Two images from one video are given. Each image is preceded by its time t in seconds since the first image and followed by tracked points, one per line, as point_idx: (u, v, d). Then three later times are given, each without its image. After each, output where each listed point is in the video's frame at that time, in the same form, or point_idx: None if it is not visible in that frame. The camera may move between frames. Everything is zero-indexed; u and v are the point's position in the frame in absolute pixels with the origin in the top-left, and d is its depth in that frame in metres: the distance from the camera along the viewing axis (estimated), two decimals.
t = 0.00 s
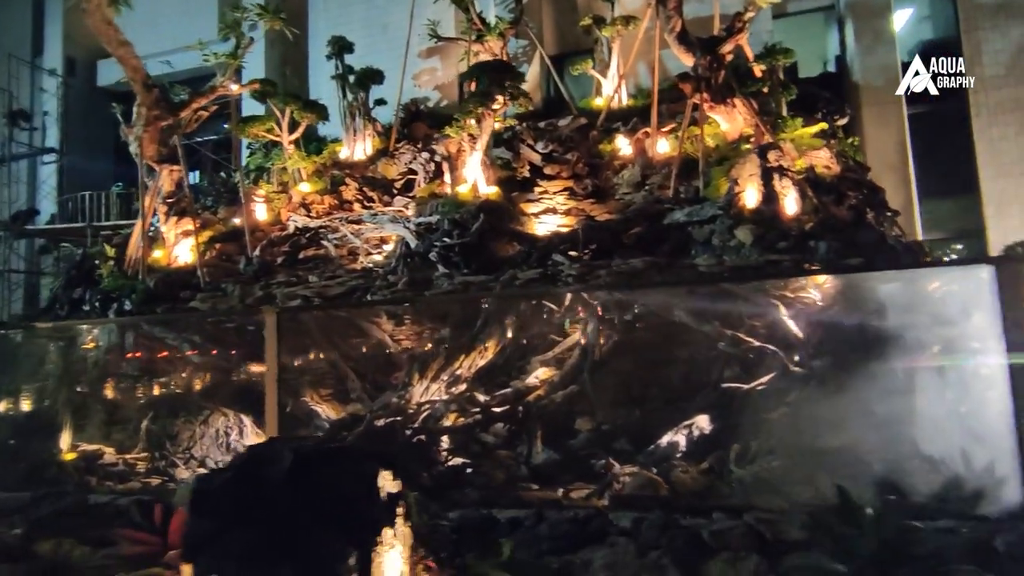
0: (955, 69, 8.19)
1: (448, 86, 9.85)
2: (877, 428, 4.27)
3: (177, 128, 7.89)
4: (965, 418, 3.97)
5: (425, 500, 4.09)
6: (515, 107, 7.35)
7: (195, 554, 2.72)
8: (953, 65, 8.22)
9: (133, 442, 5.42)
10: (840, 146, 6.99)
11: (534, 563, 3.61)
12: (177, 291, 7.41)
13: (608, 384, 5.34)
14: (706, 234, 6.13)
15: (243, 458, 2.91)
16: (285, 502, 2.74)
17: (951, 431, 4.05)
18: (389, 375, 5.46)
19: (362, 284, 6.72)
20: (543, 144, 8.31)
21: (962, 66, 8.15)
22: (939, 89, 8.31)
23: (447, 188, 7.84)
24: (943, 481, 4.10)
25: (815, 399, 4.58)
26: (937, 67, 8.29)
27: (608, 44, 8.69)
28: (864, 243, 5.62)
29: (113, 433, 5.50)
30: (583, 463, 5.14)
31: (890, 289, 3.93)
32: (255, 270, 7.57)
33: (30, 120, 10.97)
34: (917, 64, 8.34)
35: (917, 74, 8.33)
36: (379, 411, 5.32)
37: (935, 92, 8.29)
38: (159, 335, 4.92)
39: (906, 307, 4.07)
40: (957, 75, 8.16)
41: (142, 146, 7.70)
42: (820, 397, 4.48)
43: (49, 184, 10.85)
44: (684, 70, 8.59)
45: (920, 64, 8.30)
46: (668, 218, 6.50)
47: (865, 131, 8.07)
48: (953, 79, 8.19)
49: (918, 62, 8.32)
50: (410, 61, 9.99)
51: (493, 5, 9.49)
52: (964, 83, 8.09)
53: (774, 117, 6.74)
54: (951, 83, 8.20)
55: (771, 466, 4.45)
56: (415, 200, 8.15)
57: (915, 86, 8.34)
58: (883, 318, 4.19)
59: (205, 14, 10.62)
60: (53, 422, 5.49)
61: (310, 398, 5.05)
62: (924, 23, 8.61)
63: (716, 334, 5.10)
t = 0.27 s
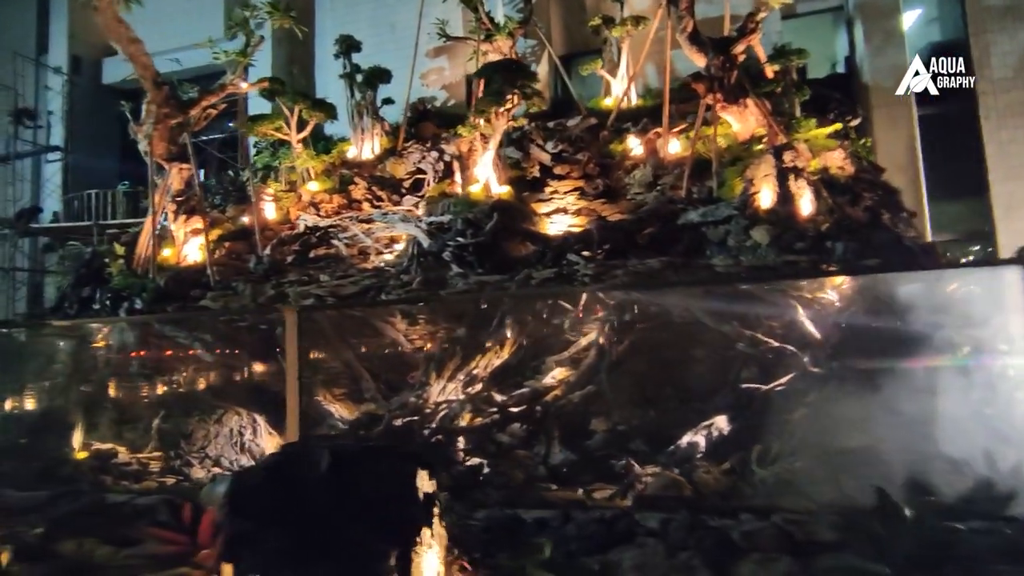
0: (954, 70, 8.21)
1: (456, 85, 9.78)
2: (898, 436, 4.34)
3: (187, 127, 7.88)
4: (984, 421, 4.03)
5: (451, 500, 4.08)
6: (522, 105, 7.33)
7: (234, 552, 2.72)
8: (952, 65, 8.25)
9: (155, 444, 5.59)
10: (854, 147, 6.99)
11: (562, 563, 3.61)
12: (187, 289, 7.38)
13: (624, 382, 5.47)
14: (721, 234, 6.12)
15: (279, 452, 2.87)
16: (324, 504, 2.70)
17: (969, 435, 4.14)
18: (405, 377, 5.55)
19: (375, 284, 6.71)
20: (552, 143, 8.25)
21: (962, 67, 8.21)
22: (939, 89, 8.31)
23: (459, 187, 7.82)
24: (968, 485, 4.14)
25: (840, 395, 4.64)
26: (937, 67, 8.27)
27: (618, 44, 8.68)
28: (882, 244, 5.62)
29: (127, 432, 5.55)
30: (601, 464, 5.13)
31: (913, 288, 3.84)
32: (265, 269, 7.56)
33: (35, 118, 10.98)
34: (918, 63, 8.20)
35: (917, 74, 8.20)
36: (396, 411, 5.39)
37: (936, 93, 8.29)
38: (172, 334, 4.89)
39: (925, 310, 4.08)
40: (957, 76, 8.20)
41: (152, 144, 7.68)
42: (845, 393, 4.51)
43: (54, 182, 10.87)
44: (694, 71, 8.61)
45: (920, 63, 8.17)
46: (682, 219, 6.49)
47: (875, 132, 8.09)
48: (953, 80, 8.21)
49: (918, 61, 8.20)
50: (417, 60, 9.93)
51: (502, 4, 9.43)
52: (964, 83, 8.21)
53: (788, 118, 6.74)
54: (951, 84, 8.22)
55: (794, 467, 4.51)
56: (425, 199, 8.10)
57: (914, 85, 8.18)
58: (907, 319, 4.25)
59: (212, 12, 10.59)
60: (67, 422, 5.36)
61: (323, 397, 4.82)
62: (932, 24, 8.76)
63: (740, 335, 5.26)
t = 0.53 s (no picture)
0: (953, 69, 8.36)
1: (465, 87, 9.69)
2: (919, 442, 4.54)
3: (198, 126, 7.93)
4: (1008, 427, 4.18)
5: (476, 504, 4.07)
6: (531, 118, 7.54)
7: (271, 557, 2.71)
8: (952, 65, 8.37)
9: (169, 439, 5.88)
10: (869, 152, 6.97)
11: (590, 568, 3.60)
12: (198, 290, 7.38)
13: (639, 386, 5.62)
14: (737, 238, 6.14)
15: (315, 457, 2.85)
16: (362, 510, 2.71)
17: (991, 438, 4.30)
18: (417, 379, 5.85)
19: (387, 286, 6.67)
20: (563, 146, 8.15)
21: (962, 67, 8.34)
22: (939, 89, 8.42)
23: (470, 189, 7.74)
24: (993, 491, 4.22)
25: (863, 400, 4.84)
26: (937, 67, 8.39)
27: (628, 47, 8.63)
28: (901, 251, 5.65)
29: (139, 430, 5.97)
30: (622, 469, 5.14)
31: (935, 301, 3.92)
32: (275, 270, 7.53)
33: (42, 117, 11.04)
34: (918, 64, 8.08)
35: (917, 74, 8.06)
36: (413, 415, 5.36)
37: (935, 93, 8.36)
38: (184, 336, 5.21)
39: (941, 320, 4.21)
40: (957, 76, 8.35)
41: (164, 144, 7.74)
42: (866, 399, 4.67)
43: (59, 181, 10.93)
44: (705, 74, 8.56)
45: (920, 63, 8.05)
46: (697, 223, 6.48)
47: (887, 138, 8.07)
48: (953, 79, 8.37)
49: (918, 62, 8.06)
50: (426, 61, 9.87)
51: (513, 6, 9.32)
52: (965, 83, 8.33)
53: (803, 122, 6.70)
54: (951, 83, 8.34)
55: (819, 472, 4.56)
56: (435, 202, 8.07)
57: (915, 86, 8.06)
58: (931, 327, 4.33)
59: (221, 11, 10.55)
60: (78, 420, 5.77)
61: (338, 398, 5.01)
62: (940, 29, 8.67)
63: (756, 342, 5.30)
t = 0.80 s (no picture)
0: (953, 70, 8.51)
1: (470, 87, 9.67)
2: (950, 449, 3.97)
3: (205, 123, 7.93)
4: None
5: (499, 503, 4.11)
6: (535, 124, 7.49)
7: (307, 560, 2.71)
8: (952, 65, 8.53)
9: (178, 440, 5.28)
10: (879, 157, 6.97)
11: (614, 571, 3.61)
12: (204, 287, 7.36)
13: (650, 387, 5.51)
14: (748, 241, 6.18)
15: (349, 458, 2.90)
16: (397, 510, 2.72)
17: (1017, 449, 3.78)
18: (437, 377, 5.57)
19: (397, 285, 6.64)
20: (571, 147, 8.11)
21: (962, 67, 8.49)
22: (939, 89, 8.58)
23: (479, 190, 7.77)
24: (1023, 500, 3.85)
25: (879, 403, 4.19)
26: (937, 67, 8.58)
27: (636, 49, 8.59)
28: (914, 256, 5.73)
29: (144, 430, 5.27)
30: (638, 471, 5.18)
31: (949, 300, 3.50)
32: (282, 268, 7.50)
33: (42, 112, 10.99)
34: (918, 64, 8.14)
35: (917, 74, 8.12)
36: (426, 415, 5.28)
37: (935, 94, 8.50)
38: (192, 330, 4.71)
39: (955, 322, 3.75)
40: (957, 76, 8.49)
41: (170, 140, 7.73)
42: (885, 402, 4.15)
43: (59, 176, 10.88)
44: (715, 77, 8.55)
45: (921, 64, 8.13)
46: (708, 225, 6.51)
47: (896, 143, 8.13)
48: (953, 79, 8.52)
49: (919, 63, 8.13)
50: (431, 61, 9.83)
51: (521, 7, 9.26)
52: (965, 83, 8.50)
53: (813, 127, 6.78)
54: (951, 83, 8.50)
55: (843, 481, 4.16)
56: (443, 202, 8.05)
57: (915, 86, 8.12)
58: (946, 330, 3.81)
59: (227, 8, 10.52)
60: (85, 416, 5.07)
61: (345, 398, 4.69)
62: (945, 36, 8.74)
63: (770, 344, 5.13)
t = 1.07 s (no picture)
0: (953, 70, 8.60)
1: (471, 86, 9.66)
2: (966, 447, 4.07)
3: (206, 119, 7.90)
4: None
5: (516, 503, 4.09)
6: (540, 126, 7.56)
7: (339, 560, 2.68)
8: (952, 65, 8.62)
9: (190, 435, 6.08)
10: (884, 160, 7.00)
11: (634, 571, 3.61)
12: (206, 285, 7.32)
13: (661, 387, 5.48)
14: (755, 243, 6.24)
15: (376, 456, 2.87)
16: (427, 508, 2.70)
17: None
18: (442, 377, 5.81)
19: (403, 284, 6.64)
20: (573, 147, 8.04)
21: (961, 67, 8.58)
22: (939, 89, 8.65)
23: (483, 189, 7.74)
24: None
25: (889, 402, 4.67)
26: (937, 67, 8.66)
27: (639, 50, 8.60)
28: (920, 259, 5.80)
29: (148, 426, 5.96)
30: (649, 471, 5.18)
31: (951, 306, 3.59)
32: (285, 266, 7.46)
33: (36, 106, 10.81)
34: (918, 64, 8.25)
35: (917, 74, 8.23)
36: (436, 415, 5.42)
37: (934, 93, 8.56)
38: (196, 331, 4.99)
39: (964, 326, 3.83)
40: (956, 76, 8.59)
41: (171, 136, 7.74)
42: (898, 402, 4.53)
43: (53, 172, 10.75)
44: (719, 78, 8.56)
45: (920, 64, 8.24)
46: (714, 226, 6.53)
47: (896, 147, 8.20)
48: (953, 79, 8.61)
49: (919, 63, 8.24)
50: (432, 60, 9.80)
51: (523, 7, 9.25)
52: (965, 83, 8.57)
53: (818, 129, 6.80)
54: (951, 83, 8.58)
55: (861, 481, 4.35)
56: (447, 200, 8.03)
57: (914, 86, 8.23)
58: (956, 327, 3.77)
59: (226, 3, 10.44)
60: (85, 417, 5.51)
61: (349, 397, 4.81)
62: (943, 40, 8.79)
63: (780, 343, 5.17)
